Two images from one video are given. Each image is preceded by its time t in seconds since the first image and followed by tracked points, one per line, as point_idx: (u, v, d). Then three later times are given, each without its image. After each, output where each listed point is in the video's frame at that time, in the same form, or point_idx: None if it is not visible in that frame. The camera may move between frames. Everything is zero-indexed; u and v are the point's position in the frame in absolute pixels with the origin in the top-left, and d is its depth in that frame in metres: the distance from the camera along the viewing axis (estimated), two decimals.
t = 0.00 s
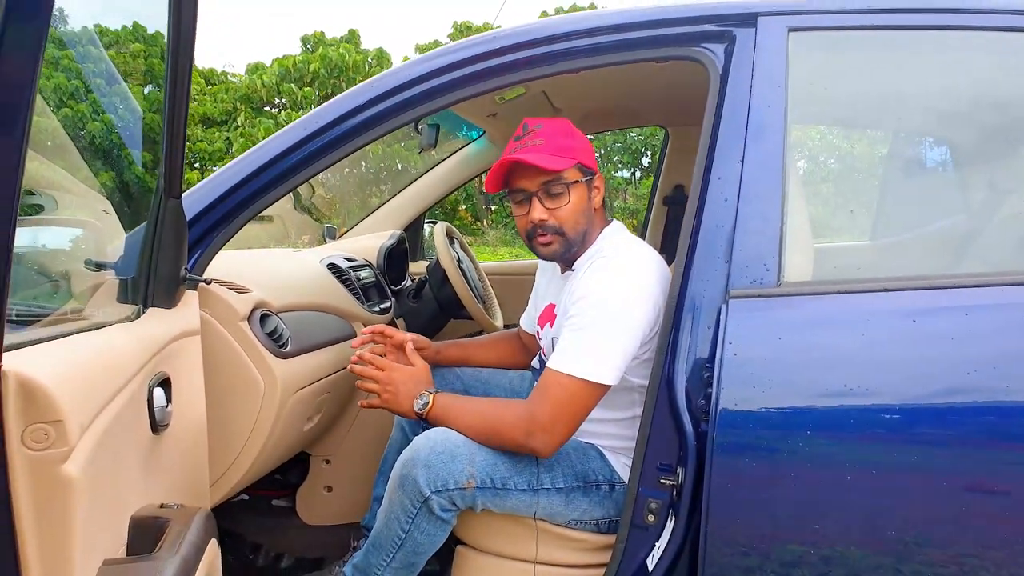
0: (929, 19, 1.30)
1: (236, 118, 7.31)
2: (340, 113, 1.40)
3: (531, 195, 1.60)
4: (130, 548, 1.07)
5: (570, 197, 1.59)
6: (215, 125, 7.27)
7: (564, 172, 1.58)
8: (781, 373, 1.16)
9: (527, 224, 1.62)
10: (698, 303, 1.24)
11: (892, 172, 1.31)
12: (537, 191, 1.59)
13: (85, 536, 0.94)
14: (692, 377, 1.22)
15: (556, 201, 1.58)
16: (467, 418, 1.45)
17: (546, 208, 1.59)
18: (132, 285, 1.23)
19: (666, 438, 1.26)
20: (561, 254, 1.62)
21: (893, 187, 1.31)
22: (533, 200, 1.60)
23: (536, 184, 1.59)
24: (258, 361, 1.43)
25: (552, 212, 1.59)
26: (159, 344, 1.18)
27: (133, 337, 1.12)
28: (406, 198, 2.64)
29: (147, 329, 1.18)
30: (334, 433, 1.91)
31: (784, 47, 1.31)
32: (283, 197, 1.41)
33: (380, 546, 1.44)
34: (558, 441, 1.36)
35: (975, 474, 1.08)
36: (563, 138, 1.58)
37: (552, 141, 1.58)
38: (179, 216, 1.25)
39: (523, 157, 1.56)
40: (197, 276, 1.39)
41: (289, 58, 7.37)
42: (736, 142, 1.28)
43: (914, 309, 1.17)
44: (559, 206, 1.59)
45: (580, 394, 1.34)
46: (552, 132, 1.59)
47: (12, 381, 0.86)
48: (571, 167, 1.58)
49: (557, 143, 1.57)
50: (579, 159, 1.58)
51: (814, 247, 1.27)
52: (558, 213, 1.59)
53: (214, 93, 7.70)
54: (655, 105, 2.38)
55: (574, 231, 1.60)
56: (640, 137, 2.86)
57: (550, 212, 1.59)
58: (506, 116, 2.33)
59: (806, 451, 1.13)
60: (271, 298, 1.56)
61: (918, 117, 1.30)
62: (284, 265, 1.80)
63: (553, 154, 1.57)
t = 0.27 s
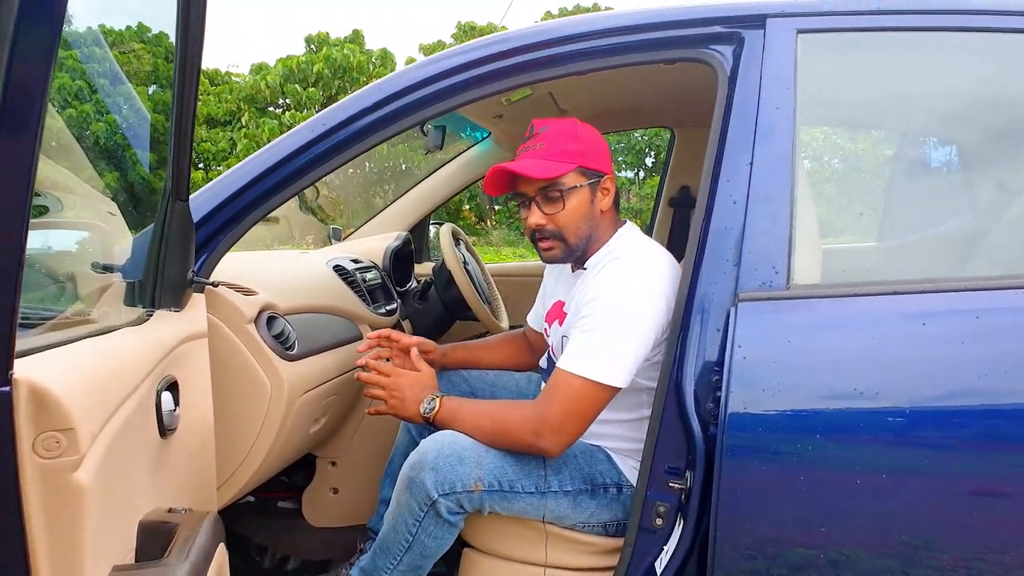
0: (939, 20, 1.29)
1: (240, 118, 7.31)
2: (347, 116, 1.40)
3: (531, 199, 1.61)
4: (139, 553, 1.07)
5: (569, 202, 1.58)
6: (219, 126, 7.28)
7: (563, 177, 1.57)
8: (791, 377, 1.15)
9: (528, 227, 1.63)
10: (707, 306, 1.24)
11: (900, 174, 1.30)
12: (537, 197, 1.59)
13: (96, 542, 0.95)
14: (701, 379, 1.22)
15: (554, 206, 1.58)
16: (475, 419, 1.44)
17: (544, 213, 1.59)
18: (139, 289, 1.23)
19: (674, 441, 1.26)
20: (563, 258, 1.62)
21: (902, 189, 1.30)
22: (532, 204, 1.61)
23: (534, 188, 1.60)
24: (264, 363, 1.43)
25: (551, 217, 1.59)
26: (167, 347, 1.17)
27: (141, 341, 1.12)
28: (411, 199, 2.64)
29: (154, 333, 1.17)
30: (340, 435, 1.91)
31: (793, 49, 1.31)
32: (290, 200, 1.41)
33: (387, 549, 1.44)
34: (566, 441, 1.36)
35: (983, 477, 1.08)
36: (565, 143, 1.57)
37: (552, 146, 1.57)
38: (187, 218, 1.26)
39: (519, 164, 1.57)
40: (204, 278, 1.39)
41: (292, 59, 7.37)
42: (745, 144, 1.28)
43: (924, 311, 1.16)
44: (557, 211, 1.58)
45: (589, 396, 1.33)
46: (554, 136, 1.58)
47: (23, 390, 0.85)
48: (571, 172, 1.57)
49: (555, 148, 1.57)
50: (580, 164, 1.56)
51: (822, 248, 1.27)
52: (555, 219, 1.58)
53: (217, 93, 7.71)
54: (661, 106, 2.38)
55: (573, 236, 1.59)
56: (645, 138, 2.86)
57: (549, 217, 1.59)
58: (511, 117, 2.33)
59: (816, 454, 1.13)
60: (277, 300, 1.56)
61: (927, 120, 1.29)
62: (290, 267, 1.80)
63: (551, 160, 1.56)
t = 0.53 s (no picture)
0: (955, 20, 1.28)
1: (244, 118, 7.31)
2: (358, 117, 1.40)
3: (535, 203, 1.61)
4: (151, 557, 1.07)
5: (569, 208, 1.57)
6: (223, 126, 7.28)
7: (563, 183, 1.56)
8: (805, 380, 1.14)
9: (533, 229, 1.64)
10: (719, 308, 1.23)
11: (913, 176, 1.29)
12: (537, 201, 1.59)
13: (114, 548, 0.95)
14: (714, 382, 1.21)
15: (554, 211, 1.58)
16: (486, 420, 1.44)
17: (545, 217, 1.60)
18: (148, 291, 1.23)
19: (686, 444, 1.25)
20: (566, 260, 1.63)
21: (916, 190, 1.29)
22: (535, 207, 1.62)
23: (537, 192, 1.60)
24: (273, 365, 1.42)
25: (552, 222, 1.60)
26: (177, 350, 1.17)
27: (152, 344, 1.12)
28: (418, 199, 2.64)
29: (165, 336, 1.17)
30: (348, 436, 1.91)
31: (805, 50, 1.30)
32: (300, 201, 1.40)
33: (396, 551, 1.44)
34: (577, 442, 1.35)
35: (993, 480, 1.07)
36: (568, 148, 1.57)
37: (555, 151, 1.57)
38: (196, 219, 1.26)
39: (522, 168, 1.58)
40: (213, 280, 1.38)
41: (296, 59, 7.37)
42: (758, 145, 1.27)
43: (939, 313, 1.15)
44: (558, 216, 1.58)
45: (601, 398, 1.33)
46: (559, 141, 1.58)
47: (41, 397, 0.86)
48: (572, 178, 1.56)
49: (556, 154, 1.57)
50: (581, 170, 1.55)
51: (833, 248, 1.26)
52: (556, 223, 1.59)
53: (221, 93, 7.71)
54: (668, 107, 2.37)
55: (574, 241, 1.59)
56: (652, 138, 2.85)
57: (549, 221, 1.60)
58: (519, 118, 2.32)
59: (829, 458, 1.12)
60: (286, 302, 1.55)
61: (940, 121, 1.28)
62: (298, 268, 1.80)
63: (552, 165, 1.57)
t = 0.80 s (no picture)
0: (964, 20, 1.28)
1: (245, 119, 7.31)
2: (363, 119, 1.39)
3: (554, 203, 1.60)
4: (160, 564, 1.07)
5: (594, 204, 1.57)
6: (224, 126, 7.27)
7: (587, 180, 1.56)
8: (814, 383, 1.13)
9: (551, 231, 1.62)
10: (727, 310, 1.23)
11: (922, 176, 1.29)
12: (560, 200, 1.58)
13: (125, 556, 0.96)
14: (722, 385, 1.21)
15: (578, 209, 1.57)
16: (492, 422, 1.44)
17: (568, 215, 1.58)
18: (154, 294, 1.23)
19: (694, 447, 1.24)
20: (585, 260, 1.60)
21: (924, 190, 1.29)
22: (555, 207, 1.59)
23: (558, 191, 1.59)
24: (278, 368, 1.42)
25: (575, 221, 1.57)
26: (184, 355, 1.16)
27: (159, 349, 1.11)
28: (421, 200, 2.63)
29: (171, 340, 1.16)
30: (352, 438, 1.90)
31: (813, 51, 1.29)
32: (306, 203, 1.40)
33: (403, 555, 1.43)
34: (582, 445, 1.35)
35: (1000, 481, 1.06)
36: (589, 144, 1.57)
37: (576, 148, 1.56)
38: (202, 224, 1.25)
39: (545, 166, 1.56)
40: (219, 283, 1.38)
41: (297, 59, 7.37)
42: (765, 146, 1.27)
43: (948, 315, 1.14)
44: (582, 214, 1.57)
45: (606, 400, 1.32)
46: (578, 138, 1.57)
47: (55, 406, 0.86)
48: (595, 174, 1.56)
49: (580, 150, 1.56)
50: (604, 166, 1.56)
51: (839, 249, 1.25)
52: (580, 221, 1.57)
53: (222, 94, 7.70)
54: (672, 107, 2.37)
55: (598, 238, 1.58)
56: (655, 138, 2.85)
57: (572, 220, 1.57)
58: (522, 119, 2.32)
59: (838, 461, 1.11)
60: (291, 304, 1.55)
61: (947, 122, 1.28)
62: (303, 270, 1.79)
63: (576, 162, 1.55)
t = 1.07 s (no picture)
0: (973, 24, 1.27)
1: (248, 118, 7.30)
2: (368, 122, 1.39)
3: (572, 202, 1.58)
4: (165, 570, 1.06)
5: (614, 203, 1.57)
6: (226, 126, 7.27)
7: (606, 178, 1.56)
8: (822, 389, 1.13)
9: (568, 231, 1.59)
10: (734, 315, 1.22)
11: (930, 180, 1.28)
12: (580, 198, 1.57)
13: (136, 565, 0.96)
14: (730, 391, 1.20)
15: (599, 207, 1.56)
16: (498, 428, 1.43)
17: (589, 214, 1.56)
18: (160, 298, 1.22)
19: (701, 453, 1.24)
20: (603, 262, 1.58)
21: (932, 194, 1.28)
22: (575, 206, 1.58)
23: (577, 190, 1.58)
24: (283, 371, 1.41)
25: (595, 219, 1.56)
26: (189, 359, 1.15)
27: (164, 354, 1.11)
28: (425, 202, 2.63)
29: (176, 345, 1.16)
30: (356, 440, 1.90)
31: (821, 53, 1.28)
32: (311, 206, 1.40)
33: (408, 561, 1.43)
34: (590, 452, 1.35)
35: (1006, 488, 1.06)
36: (606, 143, 1.57)
37: (594, 146, 1.56)
38: (207, 227, 1.26)
39: (568, 163, 1.54)
40: (223, 285, 1.38)
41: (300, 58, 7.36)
42: (773, 150, 1.26)
43: (956, 321, 1.13)
44: (603, 212, 1.56)
45: (615, 407, 1.32)
46: (594, 137, 1.57)
47: (63, 417, 0.86)
48: (614, 173, 1.56)
49: (599, 148, 1.55)
50: (622, 165, 1.57)
51: (847, 253, 1.25)
52: (601, 220, 1.56)
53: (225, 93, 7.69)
54: (678, 109, 2.36)
55: (617, 237, 1.57)
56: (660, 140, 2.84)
57: (593, 219, 1.56)
58: (527, 120, 2.31)
59: (845, 467, 1.11)
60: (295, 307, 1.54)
61: (955, 126, 1.27)
62: (307, 272, 1.79)
63: (596, 160, 1.54)
